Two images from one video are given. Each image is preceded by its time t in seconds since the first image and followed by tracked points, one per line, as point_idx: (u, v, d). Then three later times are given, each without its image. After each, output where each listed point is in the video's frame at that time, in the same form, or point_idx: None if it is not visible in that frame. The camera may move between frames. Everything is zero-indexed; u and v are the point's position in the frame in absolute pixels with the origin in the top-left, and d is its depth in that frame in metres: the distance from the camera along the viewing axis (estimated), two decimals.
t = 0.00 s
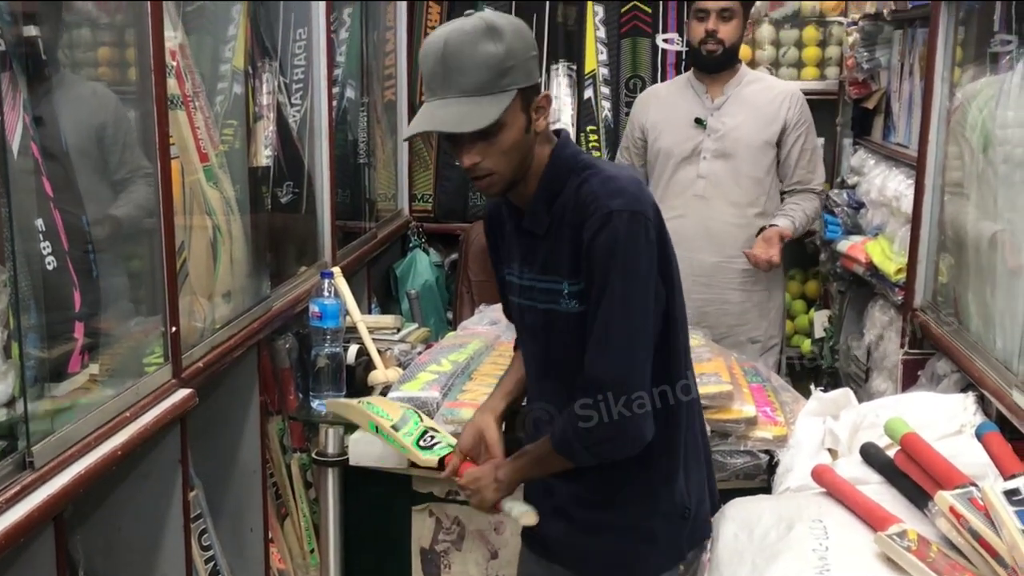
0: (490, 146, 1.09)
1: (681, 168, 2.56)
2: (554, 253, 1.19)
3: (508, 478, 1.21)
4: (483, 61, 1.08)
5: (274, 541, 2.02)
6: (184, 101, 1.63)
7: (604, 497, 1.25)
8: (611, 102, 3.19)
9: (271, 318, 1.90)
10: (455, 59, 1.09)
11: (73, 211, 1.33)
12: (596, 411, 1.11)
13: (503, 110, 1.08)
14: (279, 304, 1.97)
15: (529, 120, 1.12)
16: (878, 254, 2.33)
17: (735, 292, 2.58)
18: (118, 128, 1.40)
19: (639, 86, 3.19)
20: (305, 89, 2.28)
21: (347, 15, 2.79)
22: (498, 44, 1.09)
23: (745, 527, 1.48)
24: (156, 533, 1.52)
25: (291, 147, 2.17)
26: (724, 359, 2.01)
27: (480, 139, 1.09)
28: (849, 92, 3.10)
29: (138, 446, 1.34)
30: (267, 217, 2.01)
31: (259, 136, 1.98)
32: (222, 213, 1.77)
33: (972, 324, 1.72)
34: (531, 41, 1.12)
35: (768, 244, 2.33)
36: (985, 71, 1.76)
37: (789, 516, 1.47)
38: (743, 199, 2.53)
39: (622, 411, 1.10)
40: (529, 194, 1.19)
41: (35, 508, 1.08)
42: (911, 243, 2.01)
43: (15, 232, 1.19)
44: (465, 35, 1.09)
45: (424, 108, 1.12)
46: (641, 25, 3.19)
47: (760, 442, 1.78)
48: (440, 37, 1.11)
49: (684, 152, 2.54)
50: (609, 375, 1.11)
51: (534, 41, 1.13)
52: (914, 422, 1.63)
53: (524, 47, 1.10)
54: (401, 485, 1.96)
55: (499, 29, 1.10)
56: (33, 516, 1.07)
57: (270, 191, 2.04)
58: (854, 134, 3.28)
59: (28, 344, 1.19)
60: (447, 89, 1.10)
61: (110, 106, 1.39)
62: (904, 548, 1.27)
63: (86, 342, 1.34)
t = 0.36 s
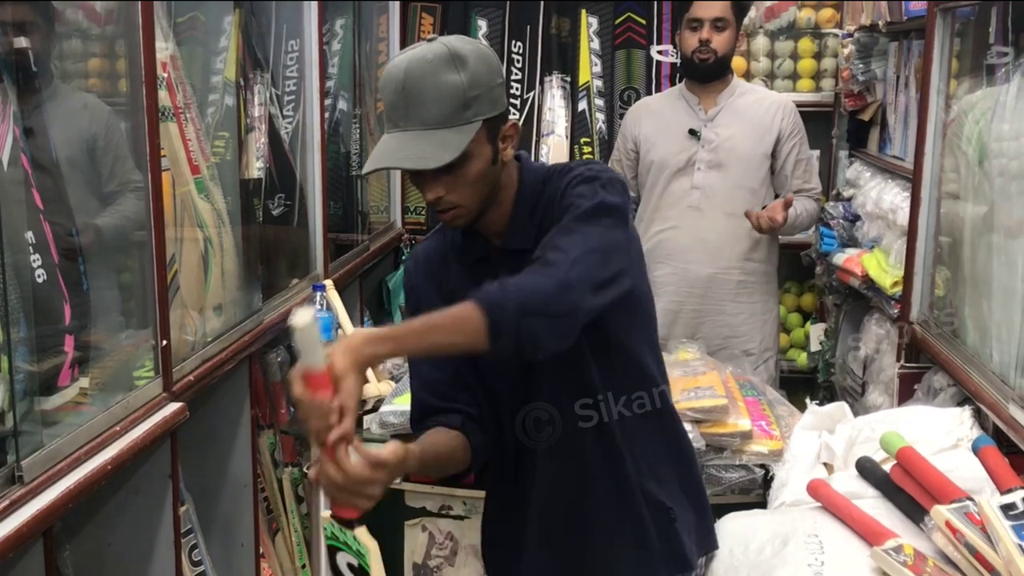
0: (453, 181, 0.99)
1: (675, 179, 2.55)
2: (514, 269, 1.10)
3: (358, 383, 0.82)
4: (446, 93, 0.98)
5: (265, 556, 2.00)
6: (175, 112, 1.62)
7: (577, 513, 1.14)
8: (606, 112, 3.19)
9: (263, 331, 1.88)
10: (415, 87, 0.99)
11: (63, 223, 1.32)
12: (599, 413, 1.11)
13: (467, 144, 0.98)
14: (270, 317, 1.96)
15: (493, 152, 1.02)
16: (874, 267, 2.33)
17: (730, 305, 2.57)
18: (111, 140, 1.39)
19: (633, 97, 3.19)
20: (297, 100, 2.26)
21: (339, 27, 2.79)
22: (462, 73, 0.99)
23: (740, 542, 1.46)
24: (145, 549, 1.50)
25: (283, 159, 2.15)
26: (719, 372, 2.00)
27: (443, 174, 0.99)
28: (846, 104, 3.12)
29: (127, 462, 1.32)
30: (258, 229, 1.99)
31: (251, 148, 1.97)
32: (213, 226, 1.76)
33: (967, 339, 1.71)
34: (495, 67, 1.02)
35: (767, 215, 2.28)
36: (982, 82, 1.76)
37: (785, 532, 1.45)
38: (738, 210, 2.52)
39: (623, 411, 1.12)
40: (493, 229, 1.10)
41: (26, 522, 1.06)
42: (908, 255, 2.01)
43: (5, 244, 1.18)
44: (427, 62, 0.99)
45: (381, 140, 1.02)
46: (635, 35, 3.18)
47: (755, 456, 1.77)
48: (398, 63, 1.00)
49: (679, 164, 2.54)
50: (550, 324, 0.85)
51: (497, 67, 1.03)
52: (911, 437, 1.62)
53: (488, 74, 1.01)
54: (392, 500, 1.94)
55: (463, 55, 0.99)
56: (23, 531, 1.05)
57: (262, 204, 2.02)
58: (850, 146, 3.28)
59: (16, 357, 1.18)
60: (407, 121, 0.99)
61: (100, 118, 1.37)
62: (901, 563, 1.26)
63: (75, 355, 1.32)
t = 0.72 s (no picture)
0: (437, 166, 1.01)
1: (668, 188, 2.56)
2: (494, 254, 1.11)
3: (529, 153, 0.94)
4: (437, 69, 1.00)
5: (253, 568, 1.98)
6: (163, 119, 1.61)
7: (556, 502, 1.17)
8: (597, 119, 3.19)
9: (251, 340, 1.86)
10: (405, 63, 1.00)
11: (50, 230, 1.30)
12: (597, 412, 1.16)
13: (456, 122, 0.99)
14: (259, 325, 1.94)
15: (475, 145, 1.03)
16: (868, 275, 2.33)
17: (722, 314, 2.56)
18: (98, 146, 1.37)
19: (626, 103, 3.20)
20: (286, 107, 2.25)
21: (329, 33, 2.78)
22: (452, 50, 1.01)
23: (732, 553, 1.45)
24: (132, 561, 1.48)
25: (272, 166, 2.14)
26: (712, 381, 1.99)
27: (429, 155, 1.00)
28: (839, 110, 3.12)
29: (114, 472, 1.30)
30: (247, 237, 1.98)
31: (239, 155, 1.95)
32: (201, 233, 1.74)
33: (961, 347, 1.71)
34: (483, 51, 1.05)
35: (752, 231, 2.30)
36: (977, 89, 1.76)
37: (778, 542, 1.44)
38: (730, 218, 2.52)
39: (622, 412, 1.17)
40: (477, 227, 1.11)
41: (10, 533, 1.04)
42: (902, 263, 2.01)
43: None
44: (417, 38, 1.00)
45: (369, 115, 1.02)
46: (628, 42, 3.18)
47: (749, 466, 1.76)
48: (388, 38, 1.01)
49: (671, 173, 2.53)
50: (715, 167, 1.03)
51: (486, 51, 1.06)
52: (905, 445, 1.61)
53: (478, 55, 1.03)
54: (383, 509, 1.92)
55: (453, 34, 1.02)
56: (8, 542, 1.03)
57: (250, 211, 2.01)
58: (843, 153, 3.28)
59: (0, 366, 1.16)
60: (396, 96, 1.00)
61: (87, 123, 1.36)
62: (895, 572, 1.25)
63: (61, 364, 1.30)
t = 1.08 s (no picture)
0: (467, 130, 1.01)
1: (658, 195, 2.54)
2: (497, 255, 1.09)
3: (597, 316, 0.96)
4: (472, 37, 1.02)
5: None
6: (150, 126, 1.59)
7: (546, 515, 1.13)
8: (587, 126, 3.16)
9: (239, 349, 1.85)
10: (441, 27, 1.01)
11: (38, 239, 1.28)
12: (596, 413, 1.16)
13: (491, 88, 1.01)
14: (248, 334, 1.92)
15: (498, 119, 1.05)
16: (860, 281, 2.33)
17: (714, 321, 2.55)
18: (86, 154, 1.35)
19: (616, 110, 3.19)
20: (274, 114, 2.23)
21: (317, 39, 2.77)
22: (485, 25, 1.04)
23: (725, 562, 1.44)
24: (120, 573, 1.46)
25: (260, 174, 2.13)
26: (704, 390, 1.98)
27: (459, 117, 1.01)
28: (831, 116, 3.13)
29: (101, 483, 1.28)
30: (235, 245, 1.96)
31: (226, 162, 1.94)
32: (189, 242, 1.73)
33: (955, 354, 1.70)
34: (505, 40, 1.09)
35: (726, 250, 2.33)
36: (969, 94, 1.76)
37: (772, 550, 1.43)
38: (722, 225, 2.51)
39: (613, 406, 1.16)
40: (485, 214, 1.10)
41: None
42: (895, 269, 2.00)
43: None
44: (454, 8, 1.02)
45: (402, 76, 1.00)
46: (618, 48, 3.17)
47: (741, 474, 1.75)
48: (421, 13, 1.03)
49: (662, 180, 2.53)
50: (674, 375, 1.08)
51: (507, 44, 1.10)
52: (898, 453, 1.60)
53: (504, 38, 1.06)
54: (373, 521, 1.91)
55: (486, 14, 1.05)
56: None
57: (238, 218, 1.99)
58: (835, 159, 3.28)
59: None
60: (435, 56, 0.99)
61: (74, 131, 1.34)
62: None
63: (48, 374, 1.28)
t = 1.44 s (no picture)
0: (502, 141, 1.00)
1: (652, 205, 2.53)
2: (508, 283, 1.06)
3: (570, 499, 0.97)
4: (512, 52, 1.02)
5: None
6: (141, 137, 1.58)
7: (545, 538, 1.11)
8: (581, 135, 3.15)
9: (233, 361, 1.83)
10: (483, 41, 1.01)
11: (27, 250, 1.27)
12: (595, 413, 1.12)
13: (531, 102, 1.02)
14: (240, 346, 1.90)
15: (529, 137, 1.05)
16: (856, 290, 2.32)
17: (710, 331, 2.54)
18: (76, 165, 1.34)
19: (609, 118, 3.17)
20: (266, 123, 2.22)
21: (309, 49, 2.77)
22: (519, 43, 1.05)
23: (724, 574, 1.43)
24: None
25: (252, 184, 2.11)
26: (700, 400, 1.96)
27: (496, 130, 1.01)
28: (826, 124, 3.13)
29: (93, 497, 1.26)
30: (226, 256, 1.95)
31: (218, 173, 1.92)
32: (180, 253, 1.71)
33: (953, 364, 1.69)
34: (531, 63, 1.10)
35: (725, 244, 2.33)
36: (964, 101, 1.75)
37: (772, 562, 1.42)
38: (717, 235, 2.50)
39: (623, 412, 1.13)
40: (502, 237, 1.08)
41: None
42: (892, 277, 2.00)
43: None
44: (494, 25, 1.03)
45: (444, 83, 0.99)
46: (611, 56, 3.18)
47: (738, 485, 1.73)
48: (462, 27, 1.03)
49: (656, 190, 2.51)
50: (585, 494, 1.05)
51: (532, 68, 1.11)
52: (896, 463, 1.59)
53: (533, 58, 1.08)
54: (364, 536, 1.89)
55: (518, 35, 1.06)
56: None
57: (230, 229, 1.98)
58: (830, 168, 3.28)
59: None
60: (478, 66, 0.99)
61: (63, 140, 1.33)
62: None
63: (39, 387, 1.27)
